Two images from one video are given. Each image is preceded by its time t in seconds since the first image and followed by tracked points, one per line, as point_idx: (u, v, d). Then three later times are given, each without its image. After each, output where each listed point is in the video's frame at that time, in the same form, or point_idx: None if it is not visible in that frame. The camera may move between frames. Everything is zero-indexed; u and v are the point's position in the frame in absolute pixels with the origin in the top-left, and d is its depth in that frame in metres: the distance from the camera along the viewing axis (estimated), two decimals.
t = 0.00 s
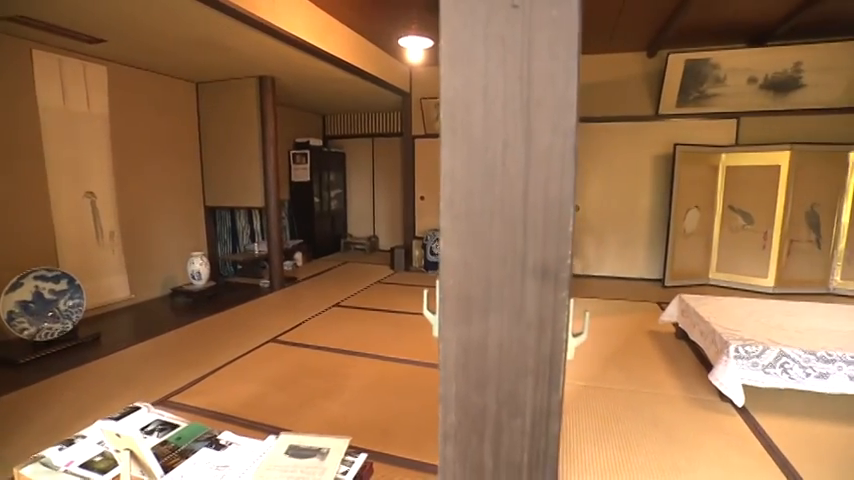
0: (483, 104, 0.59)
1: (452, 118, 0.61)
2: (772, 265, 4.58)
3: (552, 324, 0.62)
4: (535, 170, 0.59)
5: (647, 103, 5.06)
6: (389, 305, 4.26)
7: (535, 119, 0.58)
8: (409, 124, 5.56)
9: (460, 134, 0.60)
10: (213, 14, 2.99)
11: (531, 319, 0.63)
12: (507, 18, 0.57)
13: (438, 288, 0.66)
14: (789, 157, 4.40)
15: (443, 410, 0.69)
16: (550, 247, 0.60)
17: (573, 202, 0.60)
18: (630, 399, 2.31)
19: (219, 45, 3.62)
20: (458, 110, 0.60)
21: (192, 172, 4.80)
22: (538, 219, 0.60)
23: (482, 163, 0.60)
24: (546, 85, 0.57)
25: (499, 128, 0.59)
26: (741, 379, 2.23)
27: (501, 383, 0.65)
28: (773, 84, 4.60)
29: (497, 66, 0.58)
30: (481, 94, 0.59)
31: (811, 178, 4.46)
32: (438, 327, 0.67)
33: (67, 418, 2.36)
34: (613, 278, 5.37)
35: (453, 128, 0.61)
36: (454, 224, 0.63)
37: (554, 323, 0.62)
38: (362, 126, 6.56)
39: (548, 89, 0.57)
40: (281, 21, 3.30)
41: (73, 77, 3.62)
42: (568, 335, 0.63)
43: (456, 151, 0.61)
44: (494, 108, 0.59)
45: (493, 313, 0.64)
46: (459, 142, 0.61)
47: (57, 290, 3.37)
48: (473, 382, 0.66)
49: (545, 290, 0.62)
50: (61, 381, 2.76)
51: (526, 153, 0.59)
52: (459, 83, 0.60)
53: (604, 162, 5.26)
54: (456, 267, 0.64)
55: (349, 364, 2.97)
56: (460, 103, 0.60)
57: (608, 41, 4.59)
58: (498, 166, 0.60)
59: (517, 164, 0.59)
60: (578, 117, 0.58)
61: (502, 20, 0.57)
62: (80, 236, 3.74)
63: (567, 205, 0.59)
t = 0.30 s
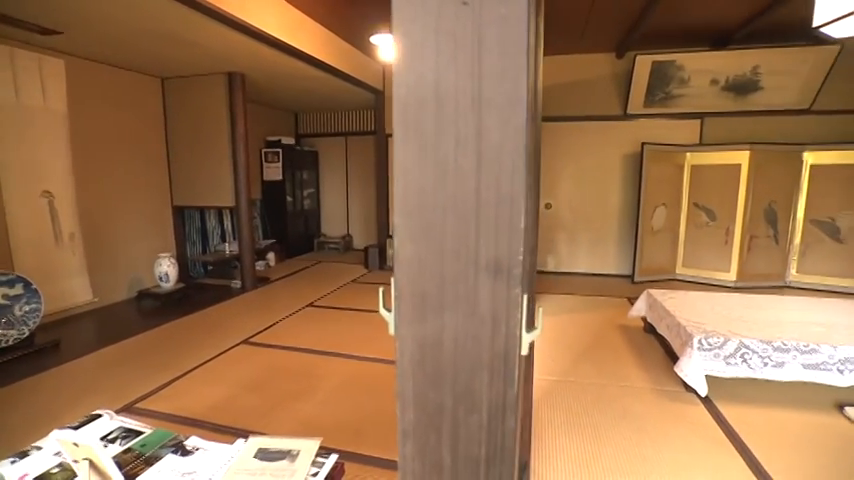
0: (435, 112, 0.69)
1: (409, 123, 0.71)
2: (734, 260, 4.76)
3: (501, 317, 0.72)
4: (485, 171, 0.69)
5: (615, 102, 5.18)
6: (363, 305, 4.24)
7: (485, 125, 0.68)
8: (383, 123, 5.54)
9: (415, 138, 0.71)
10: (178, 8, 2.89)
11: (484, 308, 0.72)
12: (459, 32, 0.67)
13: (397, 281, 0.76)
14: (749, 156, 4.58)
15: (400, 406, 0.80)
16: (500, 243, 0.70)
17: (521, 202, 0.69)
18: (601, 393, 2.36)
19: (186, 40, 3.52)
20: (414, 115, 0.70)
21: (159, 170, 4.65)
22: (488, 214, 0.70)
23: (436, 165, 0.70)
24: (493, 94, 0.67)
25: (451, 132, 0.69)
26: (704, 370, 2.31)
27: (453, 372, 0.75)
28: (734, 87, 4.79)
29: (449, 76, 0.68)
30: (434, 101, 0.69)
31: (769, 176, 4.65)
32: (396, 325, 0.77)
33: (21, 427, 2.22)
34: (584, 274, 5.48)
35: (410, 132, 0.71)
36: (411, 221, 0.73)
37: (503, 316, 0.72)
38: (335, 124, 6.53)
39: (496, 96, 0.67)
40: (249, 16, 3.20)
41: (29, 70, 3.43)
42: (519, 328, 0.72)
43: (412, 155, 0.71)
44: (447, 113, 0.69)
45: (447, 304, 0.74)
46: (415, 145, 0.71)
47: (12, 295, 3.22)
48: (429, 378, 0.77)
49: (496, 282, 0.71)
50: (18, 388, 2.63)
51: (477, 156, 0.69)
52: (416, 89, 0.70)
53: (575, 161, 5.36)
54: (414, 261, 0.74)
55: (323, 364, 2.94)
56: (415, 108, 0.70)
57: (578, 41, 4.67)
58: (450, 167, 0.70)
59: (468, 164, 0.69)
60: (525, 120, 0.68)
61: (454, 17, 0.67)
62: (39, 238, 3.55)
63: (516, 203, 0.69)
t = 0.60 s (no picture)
0: (385, 106, 0.59)
1: (358, 118, 0.61)
2: (699, 256, 4.94)
3: (459, 323, 0.62)
4: (436, 168, 0.59)
5: (585, 103, 5.30)
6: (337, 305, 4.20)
7: (436, 118, 0.58)
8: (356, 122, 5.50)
9: (365, 135, 0.61)
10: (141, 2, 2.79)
11: (438, 306, 0.62)
12: (408, 19, 0.57)
13: (349, 281, 0.65)
14: (711, 156, 4.75)
15: (358, 405, 0.68)
16: (452, 236, 0.60)
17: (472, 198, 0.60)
18: (572, 388, 2.40)
19: (150, 35, 3.40)
20: (362, 108, 0.61)
21: (122, 170, 4.49)
22: (439, 214, 0.60)
23: (386, 163, 0.61)
24: (445, 86, 0.57)
25: (401, 128, 0.59)
26: (670, 363, 2.39)
27: (411, 370, 0.65)
28: (697, 89, 4.97)
29: (398, 67, 0.58)
30: (384, 93, 0.59)
31: (730, 175, 4.84)
32: (348, 323, 0.66)
33: None
34: (557, 272, 5.58)
35: (359, 127, 0.61)
36: (357, 209, 0.63)
37: (458, 313, 0.62)
38: (307, 123, 6.45)
39: (447, 89, 0.57)
40: (216, 11, 3.11)
41: None
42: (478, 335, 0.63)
43: (363, 152, 0.61)
44: (397, 106, 0.59)
45: (401, 300, 0.63)
46: (365, 141, 0.61)
47: None
48: (386, 378, 0.66)
49: (448, 283, 0.61)
50: None
51: (428, 153, 0.59)
52: (365, 81, 0.60)
53: (546, 160, 5.45)
54: (361, 258, 0.64)
55: (296, 366, 2.90)
56: (364, 102, 0.60)
57: (549, 43, 4.76)
58: (401, 163, 0.60)
59: (419, 160, 0.60)
60: (477, 115, 0.58)
61: None
62: None
63: (467, 200, 0.59)
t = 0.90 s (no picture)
0: (338, 107, 0.55)
1: (311, 118, 0.56)
2: (667, 253, 5.08)
3: (414, 322, 0.57)
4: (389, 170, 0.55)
5: (558, 104, 5.39)
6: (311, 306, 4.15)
7: (389, 118, 0.54)
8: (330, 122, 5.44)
9: (319, 135, 0.56)
10: None
11: (393, 302, 0.57)
12: (360, 16, 0.53)
13: (304, 282, 0.60)
14: (678, 156, 4.90)
15: (315, 408, 0.62)
16: (406, 230, 0.56)
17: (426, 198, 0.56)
18: (546, 385, 2.44)
19: (113, 32, 3.27)
20: (316, 108, 0.56)
21: (85, 171, 4.32)
22: (393, 217, 0.56)
23: (341, 166, 0.56)
24: (397, 86, 0.53)
25: (353, 129, 0.55)
26: (639, 358, 2.46)
27: (368, 368, 0.59)
28: (663, 91, 5.12)
29: (350, 66, 0.54)
30: (337, 93, 0.55)
31: (695, 176, 5.01)
32: (303, 326, 0.60)
33: None
34: (531, 271, 5.66)
35: (313, 127, 0.56)
36: (311, 207, 0.58)
37: (414, 311, 0.57)
38: (279, 123, 6.34)
39: (400, 90, 0.53)
40: (186, 9, 2.98)
41: None
42: (431, 335, 0.58)
43: (317, 155, 0.57)
44: (351, 107, 0.55)
45: (358, 298, 0.58)
46: (320, 143, 0.56)
47: None
48: (343, 377, 0.60)
49: (404, 282, 0.57)
50: None
51: (381, 155, 0.55)
52: (318, 80, 0.55)
53: (520, 161, 5.52)
54: (317, 260, 0.59)
55: (269, 369, 2.85)
56: (318, 102, 0.56)
57: (521, 44, 4.82)
58: (355, 163, 0.56)
59: (373, 161, 0.55)
60: (429, 111, 0.54)
61: None
62: None
63: (420, 199, 0.55)
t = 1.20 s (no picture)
0: (289, 106, 0.51)
1: (262, 117, 0.52)
2: (636, 251, 5.22)
3: (369, 327, 0.53)
4: (342, 170, 0.51)
5: (530, 105, 5.47)
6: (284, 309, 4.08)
7: (340, 116, 0.50)
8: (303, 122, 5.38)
9: (269, 134, 0.52)
10: None
11: (348, 301, 0.53)
12: (310, 15, 0.49)
13: (257, 283, 0.55)
14: (645, 157, 5.04)
15: (272, 406, 0.57)
16: (358, 228, 0.51)
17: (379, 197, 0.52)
18: (519, 383, 2.47)
19: (73, 26, 3.13)
20: (265, 107, 0.51)
21: (44, 171, 4.14)
22: (345, 217, 0.51)
23: (291, 165, 0.52)
24: (348, 86, 0.49)
25: (305, 128, 0.51)
26: (609, 354, 2.51)
27: (325, 368, 0.54)
28: (631, 93, 5.25)
29: (301, 65, 0.50)
30: (288, 92, 0.51)
31: (662, 175, 5.16)
32: (257, 332, 0.55)
33: None
34: (505, 270, 5.73)
35: (263, 126, 0.52)
36: (263, 205, 0.53)
37: (369, 309, 0.53)
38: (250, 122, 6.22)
39: (350, 89, 0.49)
40: (154, 6, 2.85)
41: None
42: (386, 340, 0.54)
43: (268, 154, 0.52)
44: (302, 106, 0.50)
45: (313, 298, 0.54)
46: (271, 142, 0.52)
47: None
48: (299, 387, 0.55)
49: (357, 284, 0.52)
50: None
51: (333, 155, 0.51)
52: (267, 79, 0.51)
53: (494, 161, 5.57)
54: (270, 261, 0.54)
55: (241, 373, 2.79)
56: (268, 100, 0.51)
57: (493, 45, 4.88)
58: (306, 162, 0.51)
59: (324, 160, 0.51)
60: (382, 99, 0.50)
61: None
62: None
63: (373, 199, 0.51)
